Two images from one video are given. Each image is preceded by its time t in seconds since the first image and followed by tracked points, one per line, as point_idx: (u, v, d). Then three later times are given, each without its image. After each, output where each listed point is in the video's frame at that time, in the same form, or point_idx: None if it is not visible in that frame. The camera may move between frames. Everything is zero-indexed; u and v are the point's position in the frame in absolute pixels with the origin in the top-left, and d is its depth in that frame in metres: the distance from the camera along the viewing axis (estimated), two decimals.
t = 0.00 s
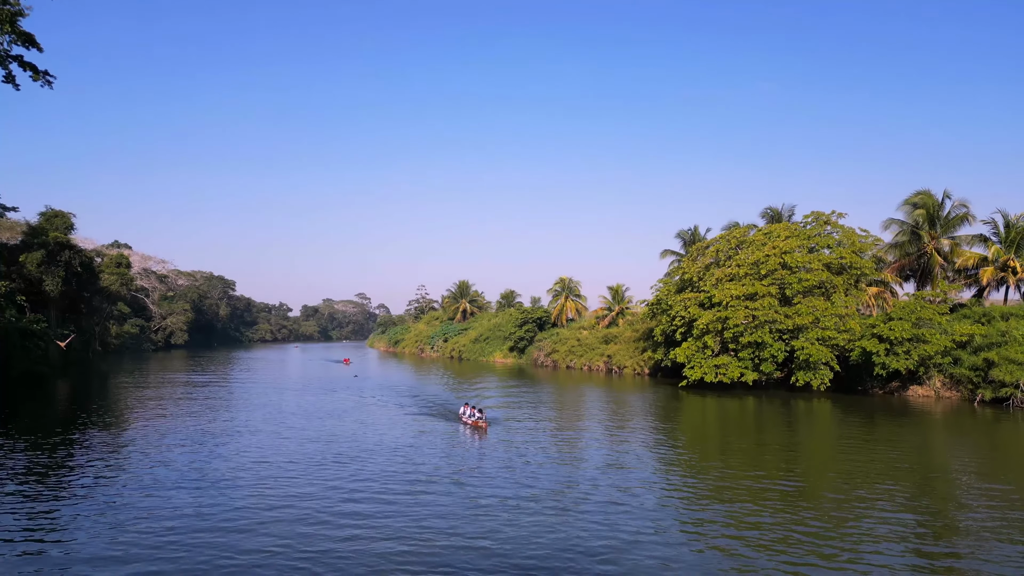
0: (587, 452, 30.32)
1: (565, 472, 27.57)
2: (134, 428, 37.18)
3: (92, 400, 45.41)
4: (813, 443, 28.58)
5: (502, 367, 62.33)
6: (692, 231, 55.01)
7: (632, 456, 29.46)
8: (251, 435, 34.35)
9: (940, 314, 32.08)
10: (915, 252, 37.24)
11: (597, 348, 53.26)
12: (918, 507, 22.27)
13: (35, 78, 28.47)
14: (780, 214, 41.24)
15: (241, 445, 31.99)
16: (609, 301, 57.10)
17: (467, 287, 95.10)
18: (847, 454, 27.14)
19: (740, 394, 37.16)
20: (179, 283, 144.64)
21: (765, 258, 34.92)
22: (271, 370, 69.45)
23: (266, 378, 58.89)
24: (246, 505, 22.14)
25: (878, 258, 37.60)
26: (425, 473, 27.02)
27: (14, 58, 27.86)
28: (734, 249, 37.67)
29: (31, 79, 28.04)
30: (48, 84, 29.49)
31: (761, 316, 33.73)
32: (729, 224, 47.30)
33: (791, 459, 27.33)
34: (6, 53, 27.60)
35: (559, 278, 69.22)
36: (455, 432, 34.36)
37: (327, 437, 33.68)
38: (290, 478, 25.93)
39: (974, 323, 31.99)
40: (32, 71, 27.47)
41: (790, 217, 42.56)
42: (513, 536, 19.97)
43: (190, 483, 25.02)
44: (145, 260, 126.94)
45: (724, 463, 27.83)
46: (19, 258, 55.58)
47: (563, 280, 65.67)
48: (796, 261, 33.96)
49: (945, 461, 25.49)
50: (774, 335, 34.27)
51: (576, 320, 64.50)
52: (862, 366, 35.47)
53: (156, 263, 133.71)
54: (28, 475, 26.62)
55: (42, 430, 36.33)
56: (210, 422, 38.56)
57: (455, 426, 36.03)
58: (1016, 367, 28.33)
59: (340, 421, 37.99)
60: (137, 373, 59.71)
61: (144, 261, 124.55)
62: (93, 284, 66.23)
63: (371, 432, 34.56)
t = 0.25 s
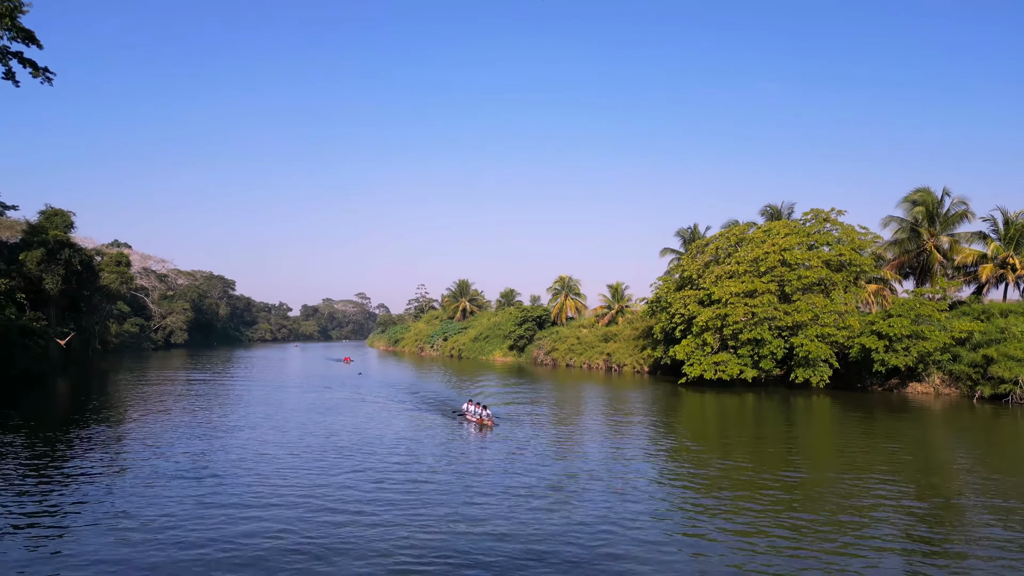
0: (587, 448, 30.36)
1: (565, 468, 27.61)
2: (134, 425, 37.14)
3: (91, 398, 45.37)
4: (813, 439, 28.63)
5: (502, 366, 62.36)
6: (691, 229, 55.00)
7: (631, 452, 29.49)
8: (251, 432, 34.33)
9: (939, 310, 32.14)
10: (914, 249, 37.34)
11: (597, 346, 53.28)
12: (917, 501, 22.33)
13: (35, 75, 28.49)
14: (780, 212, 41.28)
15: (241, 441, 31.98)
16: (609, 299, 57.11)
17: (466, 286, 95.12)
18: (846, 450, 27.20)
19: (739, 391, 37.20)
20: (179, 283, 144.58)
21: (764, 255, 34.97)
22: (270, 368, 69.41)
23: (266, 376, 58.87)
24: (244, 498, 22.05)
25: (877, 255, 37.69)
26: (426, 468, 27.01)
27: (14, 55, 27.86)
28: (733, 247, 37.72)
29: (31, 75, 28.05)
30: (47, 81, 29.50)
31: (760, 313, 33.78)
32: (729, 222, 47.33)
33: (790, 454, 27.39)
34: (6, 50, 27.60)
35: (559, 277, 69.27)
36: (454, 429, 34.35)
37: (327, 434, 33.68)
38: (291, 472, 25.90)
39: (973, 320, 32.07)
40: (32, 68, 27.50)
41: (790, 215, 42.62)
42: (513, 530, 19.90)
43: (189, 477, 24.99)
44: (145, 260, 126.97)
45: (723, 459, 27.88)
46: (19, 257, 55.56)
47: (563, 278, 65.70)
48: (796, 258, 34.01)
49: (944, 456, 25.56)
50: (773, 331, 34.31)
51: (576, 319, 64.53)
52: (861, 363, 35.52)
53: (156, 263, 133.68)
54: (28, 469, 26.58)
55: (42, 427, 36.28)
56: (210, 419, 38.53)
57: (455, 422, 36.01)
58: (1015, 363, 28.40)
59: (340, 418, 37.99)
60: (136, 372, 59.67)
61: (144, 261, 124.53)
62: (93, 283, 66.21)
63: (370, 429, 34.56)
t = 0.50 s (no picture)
0: (587, 445, 30.38)
1: (565, 465, 27.64)
2: (134, 422, 37.13)
3: (91, 397, 45.32)
4: (813, 436, 28.66)
5: (502, 364, 62.38)
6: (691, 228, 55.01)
7: (631, 449, 29.49)
8: (251, 429, 34.31)
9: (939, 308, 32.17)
10: (914, 246, 37.39)
11: (596, 344, 53.28)
12: (917, 498, 22.37)
13: (35, 72, 28.48)
14: (780, 209, 41.29)
15: (241, 438, 31.96)
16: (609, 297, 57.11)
17: (466, 285, 95.14)
18: (846, 447, 27.23)
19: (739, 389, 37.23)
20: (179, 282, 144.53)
21: (764, 253, 35.00)
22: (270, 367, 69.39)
23: (266, 374, 58.83)
24: (244, 494, 22.01)
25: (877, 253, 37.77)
26: (426, 465, 26.99)
27: (14, 52, 27.85)
28: (733, 244, 37.73)
29: (31, 73, 28.04)
30: (48, 78, 29.49)
31: (760, 310, 33.82)
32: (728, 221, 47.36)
33: (790, 451, 27.42)
34: (6, 47, 27.60)
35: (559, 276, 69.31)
36: (455, 426, 34.36)
37: (327, 431, 33.66)
38: (291, 468, 25.87)
39: (973, 317, 32.11)
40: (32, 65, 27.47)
41: (790, 213, 42.65)
42: (513, 527, 19.87)
43: (190, 472, 25.01)
44: (144, 259, 126.98)
45: (723, 456, 27.91)
46: (19, 256, 55.52)
47: (563, 277, 65.72)
48: (795, 255, 34.03)
49: (944, 453, 25.61)
50: (773, 329, 34.34)
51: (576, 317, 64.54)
52: (861, 360, 35.54)
53: (156, 263, 133.62)
54: (28, 464, 26.53)
55: (42, 424, 36.23)
56: (210, 416, 38.54)
57: (455, 420, 36.01)
58: (1015, 360, 28.44)
59: (340, 415, 37.97)
60: (137, 370, 59.63)
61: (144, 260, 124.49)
62: (93, 282, 66.15)
63: (371, 426, 34.55)
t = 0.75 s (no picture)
0: (587, 441, 30.44)
1: (565, 460, 27.70)
2: (134, 418, 37.13)
3: (91, 394, 45.33)
4: (812, 431, 28.73)
5: (501, 363, 62.42)
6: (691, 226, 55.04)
7: (631, 445, 29.54)
8: (251, 424, 34.33)
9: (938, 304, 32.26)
10: (914, 244, 37.49)
11: (596, 342, 53.32)
12: (916, 493, 22.44)
13: (36, 69, 28.53)
14: (779, 207, 41.35)
15: (241, 433, 31.97)
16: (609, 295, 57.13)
17: (466, 284, 95.16)
18: (845, 442, 27.29)
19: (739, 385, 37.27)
20: (179, 282, 144.48)
21: (763, 250, 35.07)
22: (270, 365, 69.40)
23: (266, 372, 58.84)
24: (244, 488, 22.01)
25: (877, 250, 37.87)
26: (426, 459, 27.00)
27: (14, 49, 27.91)
28: (733, 241, 37.78)
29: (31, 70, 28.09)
30: (48, 75, 29.55)
31: (759, 307, 33.88)
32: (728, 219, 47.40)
33: (789, 447, 27.48)
34: (7, 44, 27.65)
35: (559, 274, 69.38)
36: (455, 422, 34.38)
37: (327, 427, 33.68)
38: (292, 463, 25.88)
39: (973, 314, 32.16)
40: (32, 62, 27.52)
41: (789, 211, 42.72)
42: (512, 522, 19.82)
43: (190, 467, 25.00)
44: (145, 259, 126.98)
45: (722, 452, 27.95)
46: (19, 254, 55.54)
47: (563, 275, 65.76)
48: (795, 252, 34.10)
49: (943, 448, 25.67)
50: (773, 326, 34.40)
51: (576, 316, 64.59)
52: (861, 357, 35.60)
53: (156, 262, 133.52)
54: (28, 459, 26.54)
55: (42, 421, 36.20)
56: (210, 413, 38.56)
57: (455, 416, 36.03)
58: (1014, 356, 28.49)
59: (339, 412, 37.98)
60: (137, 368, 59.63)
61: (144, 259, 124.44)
62: (93, 280, 66.16)
63: (371, 422, 34.58)
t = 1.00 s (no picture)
0: (587, 437, 30.45)
1: (565, 457, 27.72)
2: (133, 415, 37.06)
3: (91, 393, 45.27)
4: (812, 428, 28.75)
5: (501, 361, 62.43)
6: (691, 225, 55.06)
7: (631, 441, 29.52)
8: (251, 422, 34.29)
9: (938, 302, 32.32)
10: (914, 241, 37.55)
11: (596, 340, 53.32)
12: (915, 489, 22.49)
13: (36, 67, 28.50)
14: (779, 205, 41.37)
15: (241, 430, 31.91)
16: (609, 294, 57.12)
17: (467, 284, 95.17)
18: (845, 439, 27.32)
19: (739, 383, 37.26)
20: (179, 281, 144.52)
21: (763, 247, 35.11)
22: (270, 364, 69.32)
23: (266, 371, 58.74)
24: (245, 483, 21.95)
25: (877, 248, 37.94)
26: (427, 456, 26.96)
27: (14, 46, 27.87)
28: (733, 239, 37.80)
29: (31, 67, 28.05)
30: (48, 73, 29.52)
31: (759, 304, 33.91)
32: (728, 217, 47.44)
33: (789, 444, 27.50)
34: (7, 41, 27.62)
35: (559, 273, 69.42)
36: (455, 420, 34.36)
37: (327, 424, 33.66)
38: (292, 459, 25.83)
39: (973, 312, 32.18)
40: (32, 59, 27.49)
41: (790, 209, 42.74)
42: (514, 517, 19.76)
43: (190, 462, 24.94)
44: (145, 258, 126.97)
45: (722, 449, 27.96)
46: (19, 253, 55.50)
47: (563, 274, 65.77)
48: (795, 250, 34.14)
49: (943, 444, 25.71)
50: (773, 323, 34.44)
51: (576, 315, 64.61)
52: (861, 354, 35.60)
53: (156, 262, 133.48)
54: (27, 455, 26.47)
55: (42, 419, 36.13)
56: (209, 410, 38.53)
57: (455, 413, 36.02)
58: (1013, 353, 28.50)
59: (339, 409, 37.97)
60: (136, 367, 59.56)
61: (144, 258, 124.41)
62: (92, 279, 66.10)
63: (371, 420, 34.57)
